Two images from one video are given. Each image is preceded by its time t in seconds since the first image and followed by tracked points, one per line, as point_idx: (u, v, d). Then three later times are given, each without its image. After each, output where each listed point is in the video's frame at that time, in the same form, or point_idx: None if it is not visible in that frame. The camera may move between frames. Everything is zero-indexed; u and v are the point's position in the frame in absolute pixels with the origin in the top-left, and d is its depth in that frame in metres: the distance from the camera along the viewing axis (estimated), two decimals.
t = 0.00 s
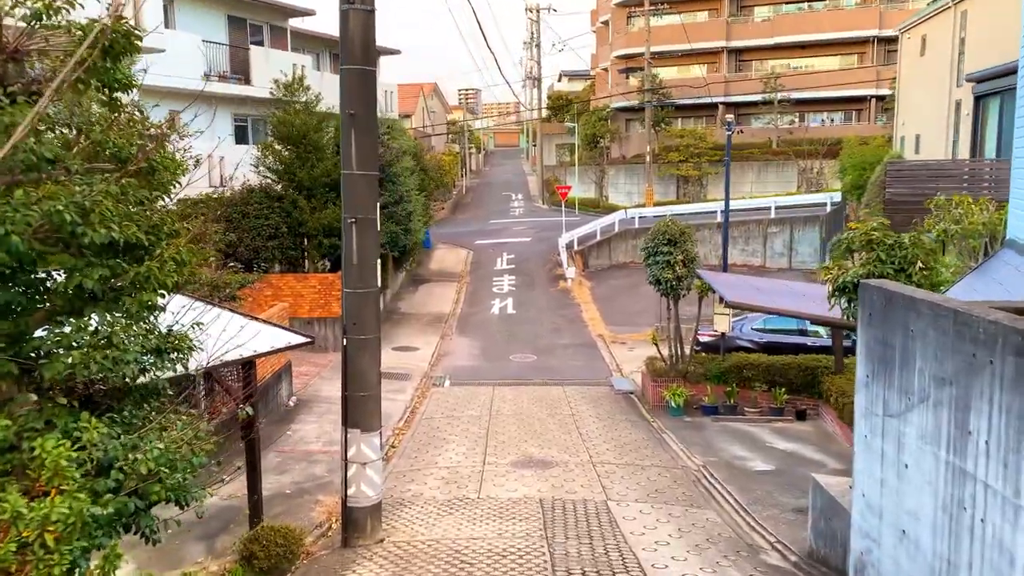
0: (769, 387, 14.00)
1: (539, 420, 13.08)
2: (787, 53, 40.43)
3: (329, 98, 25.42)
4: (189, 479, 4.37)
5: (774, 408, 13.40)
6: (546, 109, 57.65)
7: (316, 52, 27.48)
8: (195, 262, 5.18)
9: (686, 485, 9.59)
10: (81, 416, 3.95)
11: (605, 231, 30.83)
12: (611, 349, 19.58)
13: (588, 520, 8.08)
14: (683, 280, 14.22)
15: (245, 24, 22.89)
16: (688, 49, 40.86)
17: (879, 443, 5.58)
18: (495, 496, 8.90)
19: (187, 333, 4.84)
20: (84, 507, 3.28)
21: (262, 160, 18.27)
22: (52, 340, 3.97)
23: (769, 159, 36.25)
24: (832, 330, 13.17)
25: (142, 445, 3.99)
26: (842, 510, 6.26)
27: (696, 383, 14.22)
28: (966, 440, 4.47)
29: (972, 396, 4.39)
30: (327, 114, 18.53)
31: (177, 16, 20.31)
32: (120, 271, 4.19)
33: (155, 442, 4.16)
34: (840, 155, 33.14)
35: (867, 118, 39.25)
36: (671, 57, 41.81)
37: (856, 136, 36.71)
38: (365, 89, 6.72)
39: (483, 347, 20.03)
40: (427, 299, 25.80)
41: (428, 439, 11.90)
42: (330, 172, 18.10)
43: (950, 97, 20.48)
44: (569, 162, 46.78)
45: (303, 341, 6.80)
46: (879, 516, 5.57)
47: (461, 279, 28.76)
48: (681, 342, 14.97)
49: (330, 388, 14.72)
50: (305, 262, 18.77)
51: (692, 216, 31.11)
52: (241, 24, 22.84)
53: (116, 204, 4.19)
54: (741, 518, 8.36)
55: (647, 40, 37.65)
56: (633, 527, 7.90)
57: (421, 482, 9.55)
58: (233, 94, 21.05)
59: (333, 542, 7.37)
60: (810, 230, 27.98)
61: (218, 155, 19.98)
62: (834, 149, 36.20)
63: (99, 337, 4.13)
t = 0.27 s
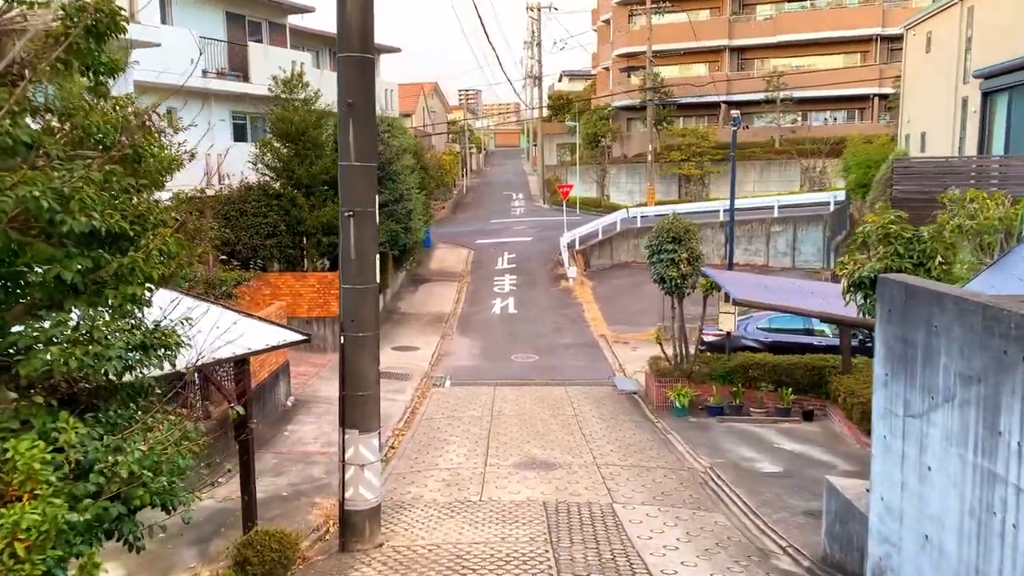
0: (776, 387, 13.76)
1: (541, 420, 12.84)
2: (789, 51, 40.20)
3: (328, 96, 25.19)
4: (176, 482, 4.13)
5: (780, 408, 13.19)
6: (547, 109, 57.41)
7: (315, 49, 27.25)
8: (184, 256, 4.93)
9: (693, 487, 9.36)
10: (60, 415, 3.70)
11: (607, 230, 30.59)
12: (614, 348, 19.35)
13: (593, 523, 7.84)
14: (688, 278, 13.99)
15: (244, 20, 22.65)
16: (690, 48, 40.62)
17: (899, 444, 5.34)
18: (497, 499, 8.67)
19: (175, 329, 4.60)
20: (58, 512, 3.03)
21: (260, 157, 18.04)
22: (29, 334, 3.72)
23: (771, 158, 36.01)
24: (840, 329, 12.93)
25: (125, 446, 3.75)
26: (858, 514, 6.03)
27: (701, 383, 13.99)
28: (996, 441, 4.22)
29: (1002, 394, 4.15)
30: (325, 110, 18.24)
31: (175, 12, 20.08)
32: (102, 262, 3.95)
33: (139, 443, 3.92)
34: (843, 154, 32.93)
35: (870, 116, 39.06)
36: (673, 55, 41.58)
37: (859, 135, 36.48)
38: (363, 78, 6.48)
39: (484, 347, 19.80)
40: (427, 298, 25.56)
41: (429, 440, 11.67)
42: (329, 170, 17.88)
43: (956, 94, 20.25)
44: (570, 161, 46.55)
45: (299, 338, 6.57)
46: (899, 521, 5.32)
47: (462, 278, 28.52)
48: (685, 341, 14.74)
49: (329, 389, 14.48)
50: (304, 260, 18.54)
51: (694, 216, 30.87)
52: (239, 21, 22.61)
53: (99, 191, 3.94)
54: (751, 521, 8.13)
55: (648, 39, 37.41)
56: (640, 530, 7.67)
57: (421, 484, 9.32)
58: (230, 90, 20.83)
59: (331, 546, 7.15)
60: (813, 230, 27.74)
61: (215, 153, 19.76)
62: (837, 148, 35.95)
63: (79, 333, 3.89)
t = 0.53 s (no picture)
0: (782, 387, 13.54)
1: (543, 421, 12.63)
2: (792, 50, 40.00)
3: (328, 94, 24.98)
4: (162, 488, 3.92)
5: (786, 409, 12.96)
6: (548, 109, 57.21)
7: (315, 47, 27.06)
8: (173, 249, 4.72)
9: (699, 490, 9.14)
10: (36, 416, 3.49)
11: (609, 229, 30.38)
12: (616, 348, 19.13)
13: (598, 528, 7.63)
14: (692, 277, 13.78)
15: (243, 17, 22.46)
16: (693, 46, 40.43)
17: (919, 446, 5.12)
18: (499, 502, 8.46)
19: (163, 325, 4.38)
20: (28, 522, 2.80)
21: (259, 155, 17.83)
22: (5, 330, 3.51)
23: (774, 157, 35.80)
24: (847, 328, 12.71)
25: (106, 449, 3.54)
26: (875, 519, 5.80)
27: (705, 384, 13.77)
28: None
29: None
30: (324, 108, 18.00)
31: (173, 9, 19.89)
32: (84, 256, 3.73)
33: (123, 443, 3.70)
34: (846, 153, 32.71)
35: (873, 116, 38.88)
36: (675, 54, 41.38)
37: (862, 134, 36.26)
38: (361, 68, 6.27)
39: (485, 347, 19.58)
40: (428, 298, 25.35)
41: (429, 441, 11.46)
42: (328, 167, 17.67)
43: (962, 91, 20.05)
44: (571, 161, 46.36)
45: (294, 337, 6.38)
46: (920, 526, 5.10)
47: (462, 278, 28.31)
48: (690, 341, 14.52)
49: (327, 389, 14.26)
50: (304, 259, 18.34)
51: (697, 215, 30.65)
52: (238, 18, 22.42)
53: (80, 178, 3.74)
54: (760, 525, 7.91)
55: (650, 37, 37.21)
56: (647, 535, 7.47)
57: (421, 487, 9.10)
58: (229, 88, 20.63)
59: (328, 551, 6.92)
60: (817, 229, 27.51)
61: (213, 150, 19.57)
62: (840, 147, 35.73)
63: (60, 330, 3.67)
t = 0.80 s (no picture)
0: (787, 386, 13.30)
1: (544, 420, 12.40)
2: (794, 48, 39.78)
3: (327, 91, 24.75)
4: (143, 489, 3.70)
5: (792, 408, 12.73)
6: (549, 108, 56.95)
7: (313, 44, 26.82)
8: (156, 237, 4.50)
9: (704, 491, 8.92)
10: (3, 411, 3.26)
11: (610, 228, 30.14)
12: (618, 347, 18.90)
13: (601, 530, 7.41)
14: (696, 274, 13.55)
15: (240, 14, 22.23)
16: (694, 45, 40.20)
17: (939, 444, 4.89)
18: (499, 503, 8.23)
19: (145, 316, 4.15)
20: None
21: (255, 151, 17.59)
22: None
23: (776, 156, 35.57)
24: (854, 326, 12.48)
25: (78, 447, 3.32)
26: (891, 521, 5.56)
27: (709, 382, 13.54)
28: None
29: None
30: (322, 104, 17.76)
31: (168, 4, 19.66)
32: (56, 241, 3.50)
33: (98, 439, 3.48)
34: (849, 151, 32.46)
35: (876, 114, 38.66)
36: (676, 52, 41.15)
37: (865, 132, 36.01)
38: (356, 52, 6.04)
39: (485, 346, 19.35)
40: (427, 297, 25.12)
41: (428, 441, 11.23)
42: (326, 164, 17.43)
43: (968, 87, 19.83)
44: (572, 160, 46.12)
45: (286, 331, 6.15)
46: (939, 528, 4.86)
47: (462, 277, 28.08)
48: (693, 339, 14.29)
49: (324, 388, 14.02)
50: (302, 257, 18.11)
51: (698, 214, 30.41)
52: (236, 14, 22.18)
53: (51, 159, 3.52)
54: (768, 527, 7.67)
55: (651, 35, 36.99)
56: (651, 536, 7.24)
57: (419, 488, 8.87)
58: (226, 84, 20.42)
59: (323, 554, 6.68)
60: (820, 228, 27.26)
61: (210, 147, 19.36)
62: (842, 145, 35.48)
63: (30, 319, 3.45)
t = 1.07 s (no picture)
0: (792, 388, 13.09)
1: (544, 423, 12.19)
2: (795, 47, 39.59)
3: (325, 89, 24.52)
4: (120, 502, 3.49)
5: (797, 411, 12.52)
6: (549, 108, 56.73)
7: (312, 43, 26.61)
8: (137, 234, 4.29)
9: (710, 497, 8.70)
10: None
11: (611, 228, 29.92)
12: (619, 348, 18.68)
13: (605, 538, 7.20)
14: (699, 275, 13.34)
15: (238, 12, 22.02)
16: (695, 44, 39.99)
17: (959, 452, 4.67)
18: (499, 510, 8.02)
19: (125, 318, 3.92)
20: None
21: (252, 151, 17.38)
22: None
23: (778, 155, 35.35)
24: (861, 327, 12.25)
25: (45, 459, 3.11)
26: (906, 530, 5.34)
27: (712, 385, 13.33)
28: None
29: None
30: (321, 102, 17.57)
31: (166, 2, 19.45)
32: (26, 239, 3.29)
33: (67, 451, 3.24)
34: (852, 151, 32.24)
35: (878, 113, 38.45)
36: (677, 51, 40.93)
37: (868, 131, 35.79)
38: (350, 43, 5.84)
39: (485, 348, 19.13)
40: (427, 298, 24.92)
41: (426, 445, 11.02)
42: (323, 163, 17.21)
43: (973, 85, 19.64)
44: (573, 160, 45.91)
45: (277, 333, 5.93)
46: (960, 541, 4.63)
47: (462, 277, 27.87)
48: (696, 341, 14.07)
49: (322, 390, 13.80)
50: (300, 257, 17.90)
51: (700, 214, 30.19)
52: (234, 12, 21.97)
53: (18, 151, 3.30)
54: (776, 534, 7.47)
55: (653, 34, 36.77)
56: (656, 545, 7.03)
57: (417, 493, 8.66)
58: (222, 82, 20.22)
59: (317, 564, 6.48)
60: (822, 228, 27.04)
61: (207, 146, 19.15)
62: (845, 145, 35.25)
63: None
